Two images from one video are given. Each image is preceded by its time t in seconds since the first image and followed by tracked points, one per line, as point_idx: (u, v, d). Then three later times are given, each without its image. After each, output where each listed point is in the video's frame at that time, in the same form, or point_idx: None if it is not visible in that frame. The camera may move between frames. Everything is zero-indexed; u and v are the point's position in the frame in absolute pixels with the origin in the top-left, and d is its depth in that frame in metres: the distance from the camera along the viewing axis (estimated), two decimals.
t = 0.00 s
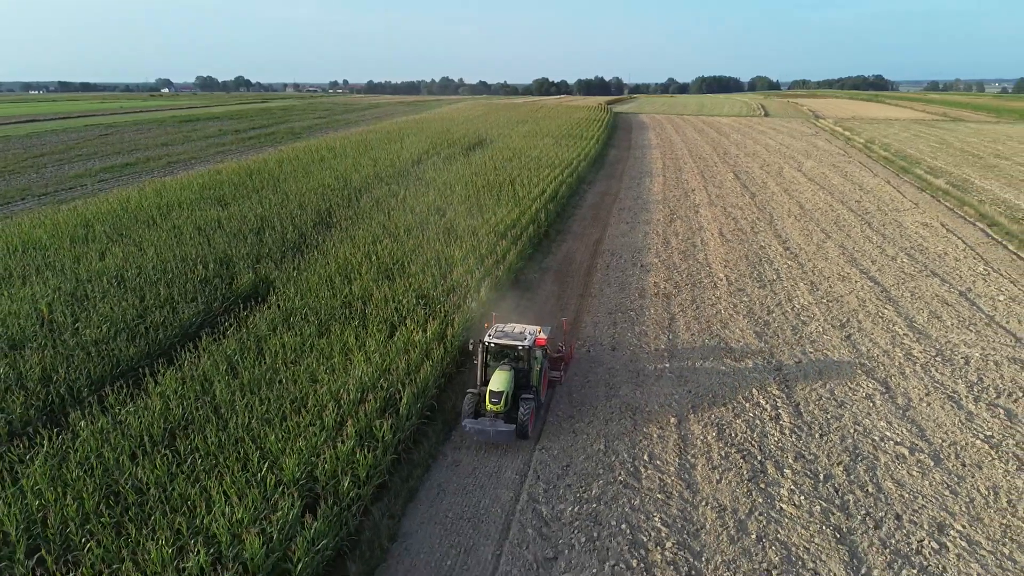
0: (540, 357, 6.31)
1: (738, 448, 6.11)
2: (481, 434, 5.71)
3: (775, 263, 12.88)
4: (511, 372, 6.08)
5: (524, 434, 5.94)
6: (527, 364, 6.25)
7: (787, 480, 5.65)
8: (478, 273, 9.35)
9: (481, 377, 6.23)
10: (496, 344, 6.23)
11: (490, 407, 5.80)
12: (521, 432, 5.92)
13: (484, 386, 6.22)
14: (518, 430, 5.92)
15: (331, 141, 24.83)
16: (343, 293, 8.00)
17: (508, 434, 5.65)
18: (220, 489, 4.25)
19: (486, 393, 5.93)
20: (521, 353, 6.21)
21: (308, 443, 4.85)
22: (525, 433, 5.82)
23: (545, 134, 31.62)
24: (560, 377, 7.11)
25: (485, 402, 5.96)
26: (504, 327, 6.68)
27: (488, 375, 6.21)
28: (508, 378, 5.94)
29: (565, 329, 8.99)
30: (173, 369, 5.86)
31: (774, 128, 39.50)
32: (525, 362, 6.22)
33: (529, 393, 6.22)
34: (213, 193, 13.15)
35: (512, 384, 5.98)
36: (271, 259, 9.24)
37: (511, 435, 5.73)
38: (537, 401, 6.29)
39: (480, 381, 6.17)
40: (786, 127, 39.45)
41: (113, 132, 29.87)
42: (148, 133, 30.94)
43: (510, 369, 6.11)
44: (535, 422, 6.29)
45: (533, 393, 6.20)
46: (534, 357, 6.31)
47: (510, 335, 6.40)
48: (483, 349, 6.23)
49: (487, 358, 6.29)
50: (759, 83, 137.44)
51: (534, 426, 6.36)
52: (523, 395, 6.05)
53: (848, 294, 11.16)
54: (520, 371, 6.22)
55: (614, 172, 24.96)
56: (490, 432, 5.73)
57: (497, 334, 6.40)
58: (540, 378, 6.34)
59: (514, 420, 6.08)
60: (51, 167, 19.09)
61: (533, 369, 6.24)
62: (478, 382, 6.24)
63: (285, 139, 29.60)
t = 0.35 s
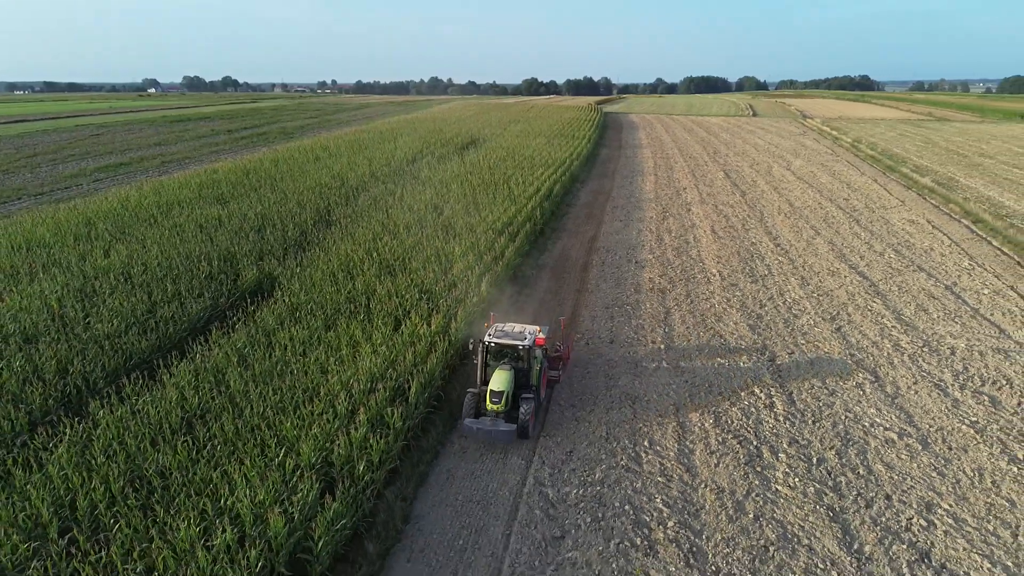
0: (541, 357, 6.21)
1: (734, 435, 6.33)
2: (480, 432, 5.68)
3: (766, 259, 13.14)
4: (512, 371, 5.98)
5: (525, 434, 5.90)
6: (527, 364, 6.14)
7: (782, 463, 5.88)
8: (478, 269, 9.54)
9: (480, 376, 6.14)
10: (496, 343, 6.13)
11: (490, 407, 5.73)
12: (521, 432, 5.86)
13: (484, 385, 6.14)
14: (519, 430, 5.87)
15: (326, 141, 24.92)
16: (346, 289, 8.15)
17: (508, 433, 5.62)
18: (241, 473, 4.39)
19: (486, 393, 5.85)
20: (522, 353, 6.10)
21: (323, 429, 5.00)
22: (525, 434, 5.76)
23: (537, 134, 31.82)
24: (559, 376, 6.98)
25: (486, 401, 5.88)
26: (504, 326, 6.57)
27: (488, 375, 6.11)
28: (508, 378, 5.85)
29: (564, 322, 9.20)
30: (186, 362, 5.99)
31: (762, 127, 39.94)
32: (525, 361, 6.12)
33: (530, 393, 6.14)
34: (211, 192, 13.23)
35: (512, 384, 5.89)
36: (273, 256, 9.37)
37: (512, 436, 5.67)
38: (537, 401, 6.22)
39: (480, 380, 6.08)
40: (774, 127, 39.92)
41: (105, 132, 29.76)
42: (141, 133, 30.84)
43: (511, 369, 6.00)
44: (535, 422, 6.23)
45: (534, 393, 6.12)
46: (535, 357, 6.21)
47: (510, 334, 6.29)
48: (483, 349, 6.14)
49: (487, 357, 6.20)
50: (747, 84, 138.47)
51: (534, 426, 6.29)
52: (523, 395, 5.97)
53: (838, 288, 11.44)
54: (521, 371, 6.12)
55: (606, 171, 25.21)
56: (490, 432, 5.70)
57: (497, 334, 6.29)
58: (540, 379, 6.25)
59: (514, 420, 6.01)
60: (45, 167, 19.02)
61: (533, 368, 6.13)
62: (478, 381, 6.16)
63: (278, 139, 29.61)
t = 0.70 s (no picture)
0: (540, 357, 6.19)
1: (730, 422, 6.55)
2: (482, 433, 5.67)
3: (758, 256, 13.40)
4: (512, 371, 5.94)
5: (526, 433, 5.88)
6: (527, 364, 6.10)
7: (777, 448, 6.11)
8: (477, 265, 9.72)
9: (481, 377, 6.09)
10: (496, 344, 6.10)
11: (492, 407, 5.71)
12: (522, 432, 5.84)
13: (484, 386, 6.10)
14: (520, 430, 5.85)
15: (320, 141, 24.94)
16: (350, 285, 8.31)
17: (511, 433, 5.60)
18: (261, 458, 4.55)
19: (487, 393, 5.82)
20: (521, 352, 6.06)
21: (336, 418, 5.17)
22: (526, 434, 5.73)
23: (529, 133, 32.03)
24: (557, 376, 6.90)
25: (487, 402, 5.86)
26: (503, 327, 6.54)
27: (488, 375, 6.06)
28: (508, 378, 5.82)
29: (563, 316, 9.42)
30: (198, 355, 6.14)
31: (752, 127, 40.38)
32: (525, 361, 6.09)
33: (530, 393, 6.13)
34: (209, 191, 13.30)
35: (513, 383, 5.86)
36: (276, 253, 9.51)
37: (514, 436, 5.66)
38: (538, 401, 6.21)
39: (480, 381, 6.04)
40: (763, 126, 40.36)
41: (96, 132, 29.66)
42: (132, 134, 30.74)
43: (511, 369, 5.96)
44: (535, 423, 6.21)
45: (534, 393, 6.10)
46: (534, 357, 6.18)
47: (510, 335, 6.26)
48: (483, 349, 6.09)
49: (486, 358, 6.15)
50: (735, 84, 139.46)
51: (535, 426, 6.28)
52: (524, 395, 5.95)
53: (828, 283, 11.72)
54: (521, 371, 6.08)
55: (599, 170, 25.47)
56: (492, 432, 5.68)
57: (496, 334, 6.25)
58: (540, 379, 6.22)
59: (515, 420, 5.98)
60: (39, 167, 18.98)
61: (533, 369, 6.10)
62: (478, 382, 6.12)
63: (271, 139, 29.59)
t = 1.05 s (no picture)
0: (540, 357, 6.21)
1: (726, 410, 6.79)
2: (485, 432, 5.66)
3: (750, 252, 13.68)
4: (512, 371, 5.96)
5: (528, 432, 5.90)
6: (528, 363, 6.13)
7: (771, 434, 6.35)
8: (477, 262, 9.91)
9: (481, 376, 6.09)
10: (496, 344, 6.11)
11: (494, 406, 5.74)
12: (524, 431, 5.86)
13: (485, 386, 6.12)
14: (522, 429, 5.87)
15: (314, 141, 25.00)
16: (352, 280, 8.47)
17: (513, 431, 5.62)
18: (278, 444, 4.71)
19: (489, 393, 5.84)
20: (522, 352, 6.09)
21: (348, 406, 5.34)
22: (529, 433, 5.74)
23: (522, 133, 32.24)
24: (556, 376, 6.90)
25: (488, 402, 5.88)
26: (503, 327, 6.55)
27: (488, 375, 6.09)
28: (509, 377, 5.84)
29: (561, 311, 9.63)
30: (209, 348, 6.28)
31: (741, 127, 40.82)
32: (525, 361, 6.10)
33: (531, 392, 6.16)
34: (207, 190, 13.38)
35: (514, 383, 5.88)
36: (278, 250, 9.65)
37: (516, 435, 5.68)
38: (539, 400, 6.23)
39: (481, 381, 6.06)
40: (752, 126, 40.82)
41: (87, 132, 29.50)
42: (124, 133, 30.61)
43: (511, 368, 5.99)
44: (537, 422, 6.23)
45: (535, 392, 6.12)
46: (535, 356, 6.20)
47: (510, 334, 6.27)
48: (483, 349, 6.10)
49: (487, 358, 6.17)
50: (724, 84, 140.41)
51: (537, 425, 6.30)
52: (525, 395, 5.97)
53: (818, 278, 12.01)
54: (521, 371, 6.11)
55: (591, 169, 25.73)
56: (494, 432, 5.68)
57: (496, 334, 6.27)
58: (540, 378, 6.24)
59: (517, 420, 5.99)
60: (32, 167, 18.90)
61: (533, 368, 6.13)
62: (479, 382, 6.14)
63: (264, 138, 29.58)
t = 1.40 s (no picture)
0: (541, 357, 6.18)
1: (722, 399, 7.02)
2: (489, 433, 5.62)
3: (742, 248, 13.94)
4: (514, 370, 5.94)
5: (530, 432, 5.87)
6: (528, 363, 6.12)
7: (765, 421, 6.58)
8: (476, 258, 10.10)
9: (482, 376, 6.08)
10: (497, 343, 6.08)
11: (496, 406, 5.70)
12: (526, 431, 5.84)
13: (486, 386, 6.09)
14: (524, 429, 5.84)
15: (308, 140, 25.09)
16: (355, 276, 8.63)
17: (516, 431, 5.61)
18: (295, 431, 4.88)
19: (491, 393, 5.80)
20: (523, 352, 6.08)
21: (359, 395, 5.51)
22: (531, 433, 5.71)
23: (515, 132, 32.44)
24: (556, 375, 6.88)
25: (491, 402, 5.84)
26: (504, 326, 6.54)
27: (490, 375, 6.09)
28: (511, 377, 5.81)
29: (559, 306, 9.84)
30: (219, 341, 6.43)
31: (730, 127, 41.24)
32: (526, 361, 6.08)
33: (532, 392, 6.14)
34: (206, 189, 13.47)
35: (515, 382, 5.86)
36: (279, 247, 9.79)
37: (519, 434, 5.65)
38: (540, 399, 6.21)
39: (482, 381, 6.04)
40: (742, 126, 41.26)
41: (79, 132, 29.40)
42: (116, 133, 30.52)
43: (513, 368, 5.97)
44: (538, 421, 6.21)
45: (536, 391, 6.11)
46: (535, 356, 6.18)
47: (512, 334, 6.25)
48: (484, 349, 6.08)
49: (488, 358, 6.16)
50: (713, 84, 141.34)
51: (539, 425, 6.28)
52: (526, 394, 5.95)
53: (808, 273, 12.28)
54: (522, 371, 6.09)
55: (584, 168, 25.97)
56: (497, 432, 5.65)
57: (497, 334, 6.25)
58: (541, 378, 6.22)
59: (519, 419, 5.97)
60: (26, 167, 18.85)
61: (534, 367, 6.11)
62: (480, 383, 6.11)
63: (257, 138, 29.58)
